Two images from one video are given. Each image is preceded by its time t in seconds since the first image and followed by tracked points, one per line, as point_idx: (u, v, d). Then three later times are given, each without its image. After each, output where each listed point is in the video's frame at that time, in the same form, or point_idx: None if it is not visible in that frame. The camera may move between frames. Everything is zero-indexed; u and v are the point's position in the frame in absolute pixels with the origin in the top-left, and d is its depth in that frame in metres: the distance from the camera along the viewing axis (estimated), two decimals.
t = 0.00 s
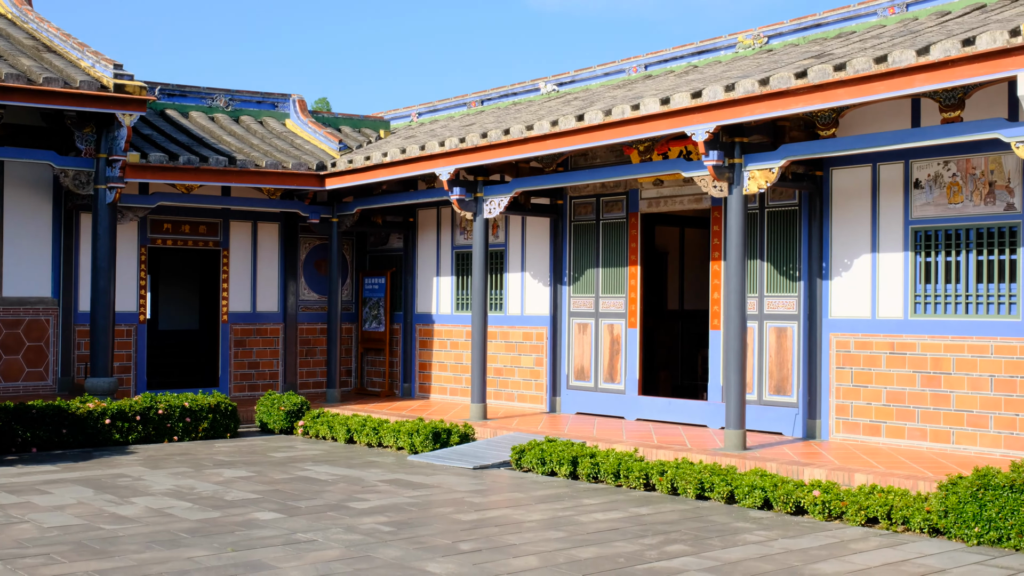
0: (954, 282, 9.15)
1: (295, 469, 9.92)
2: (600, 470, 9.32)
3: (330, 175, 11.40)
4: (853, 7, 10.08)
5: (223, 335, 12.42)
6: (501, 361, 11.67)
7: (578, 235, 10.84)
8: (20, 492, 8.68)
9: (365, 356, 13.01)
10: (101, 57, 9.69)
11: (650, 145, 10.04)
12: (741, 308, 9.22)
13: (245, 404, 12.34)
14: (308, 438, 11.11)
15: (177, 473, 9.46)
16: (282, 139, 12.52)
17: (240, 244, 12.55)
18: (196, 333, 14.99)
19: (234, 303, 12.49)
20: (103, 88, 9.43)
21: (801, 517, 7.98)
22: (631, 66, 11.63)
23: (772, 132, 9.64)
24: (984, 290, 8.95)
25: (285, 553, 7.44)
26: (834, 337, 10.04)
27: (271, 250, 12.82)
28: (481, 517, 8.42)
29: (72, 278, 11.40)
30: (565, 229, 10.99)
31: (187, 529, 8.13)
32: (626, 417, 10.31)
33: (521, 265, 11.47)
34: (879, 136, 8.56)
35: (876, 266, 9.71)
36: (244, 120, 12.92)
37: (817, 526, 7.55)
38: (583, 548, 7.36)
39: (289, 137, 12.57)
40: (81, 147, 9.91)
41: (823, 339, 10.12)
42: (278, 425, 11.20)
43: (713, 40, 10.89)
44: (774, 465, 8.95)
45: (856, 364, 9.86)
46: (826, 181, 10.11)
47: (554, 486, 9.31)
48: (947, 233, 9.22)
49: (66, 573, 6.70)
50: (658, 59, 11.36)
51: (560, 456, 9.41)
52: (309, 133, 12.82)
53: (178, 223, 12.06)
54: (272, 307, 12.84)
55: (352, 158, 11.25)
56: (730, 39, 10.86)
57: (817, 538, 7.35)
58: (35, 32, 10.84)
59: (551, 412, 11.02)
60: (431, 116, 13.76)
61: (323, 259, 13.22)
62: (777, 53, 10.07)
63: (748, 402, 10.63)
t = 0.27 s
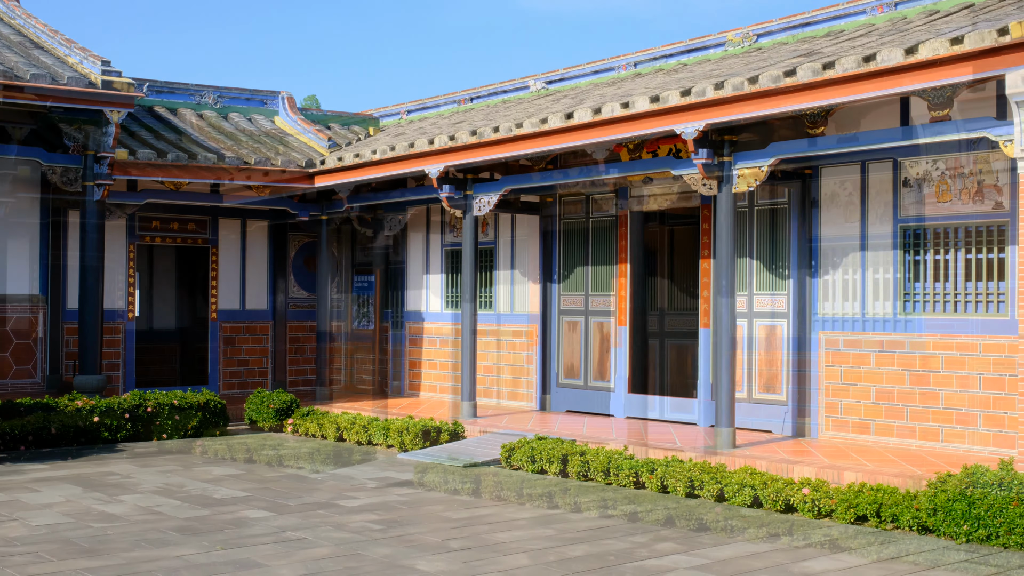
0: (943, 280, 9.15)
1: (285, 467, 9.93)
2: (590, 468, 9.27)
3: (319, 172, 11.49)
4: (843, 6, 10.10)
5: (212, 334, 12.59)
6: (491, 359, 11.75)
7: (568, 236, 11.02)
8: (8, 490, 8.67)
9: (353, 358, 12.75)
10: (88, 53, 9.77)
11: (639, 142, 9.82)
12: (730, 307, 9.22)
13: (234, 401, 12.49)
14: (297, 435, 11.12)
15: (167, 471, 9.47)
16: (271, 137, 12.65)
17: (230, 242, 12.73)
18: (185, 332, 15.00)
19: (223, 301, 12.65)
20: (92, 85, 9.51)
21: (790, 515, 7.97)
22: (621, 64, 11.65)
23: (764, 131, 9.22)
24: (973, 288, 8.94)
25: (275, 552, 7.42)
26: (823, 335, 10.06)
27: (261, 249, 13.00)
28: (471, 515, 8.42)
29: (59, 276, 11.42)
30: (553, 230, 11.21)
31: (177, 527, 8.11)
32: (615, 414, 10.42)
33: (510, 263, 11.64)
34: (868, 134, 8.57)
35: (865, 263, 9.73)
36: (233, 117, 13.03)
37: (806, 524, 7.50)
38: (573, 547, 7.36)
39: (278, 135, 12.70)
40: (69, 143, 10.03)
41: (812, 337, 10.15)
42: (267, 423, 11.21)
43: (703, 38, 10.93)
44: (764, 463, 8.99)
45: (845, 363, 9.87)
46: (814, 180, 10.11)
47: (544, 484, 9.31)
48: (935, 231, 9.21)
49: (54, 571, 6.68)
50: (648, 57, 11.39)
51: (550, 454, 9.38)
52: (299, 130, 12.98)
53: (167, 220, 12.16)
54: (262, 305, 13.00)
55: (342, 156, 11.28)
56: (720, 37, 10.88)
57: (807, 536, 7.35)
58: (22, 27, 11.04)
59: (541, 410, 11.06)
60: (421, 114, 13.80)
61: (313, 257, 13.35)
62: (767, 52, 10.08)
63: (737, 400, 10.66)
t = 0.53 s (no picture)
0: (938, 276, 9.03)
1: (286, 474, 10.11)
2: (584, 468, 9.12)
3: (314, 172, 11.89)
4: (839, 7, 10.10)
5: (208, 331, 13.68)
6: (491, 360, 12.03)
7: (565, 236, 11.24)
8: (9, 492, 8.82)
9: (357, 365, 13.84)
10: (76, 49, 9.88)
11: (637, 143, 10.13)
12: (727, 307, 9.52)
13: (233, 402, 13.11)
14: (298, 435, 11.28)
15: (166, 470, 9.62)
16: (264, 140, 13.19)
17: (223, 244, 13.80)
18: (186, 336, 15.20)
19: (217, 300, 13.74)
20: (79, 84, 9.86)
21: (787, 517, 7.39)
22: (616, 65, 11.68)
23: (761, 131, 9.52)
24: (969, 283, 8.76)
25: (268, 552, 7.32)
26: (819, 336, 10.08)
27: (253, 252, 14.02)
28: (468, 515, 8.42)
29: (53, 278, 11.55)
30: (548, 233, 11.45)
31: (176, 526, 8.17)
32: (611, 413, 10.69)
33: (506, 262, 11.90)
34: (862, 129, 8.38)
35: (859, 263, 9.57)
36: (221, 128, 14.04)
37: (813, 524, 7.03)
38: (570, 545, 7.32)
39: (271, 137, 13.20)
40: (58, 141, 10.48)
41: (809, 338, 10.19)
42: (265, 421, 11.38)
43: (697, 40, 11.01)
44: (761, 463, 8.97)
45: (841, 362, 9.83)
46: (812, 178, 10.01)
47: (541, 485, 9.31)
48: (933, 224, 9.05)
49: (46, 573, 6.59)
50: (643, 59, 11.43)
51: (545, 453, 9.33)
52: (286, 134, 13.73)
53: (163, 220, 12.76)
54: (255, 304, 14.02)
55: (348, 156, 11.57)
56: (715, 39, 10.93)
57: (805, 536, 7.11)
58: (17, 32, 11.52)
59: (538, 409, 11.37)
60: (418, 114, 13.98)
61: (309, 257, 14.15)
62: (761, 54, 10.08)
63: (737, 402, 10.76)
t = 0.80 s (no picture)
0: (908, 295, 9.13)
1: (248, 483, 9.87)
2: (556, 483, 9.21)
3: (280, 185, 11.77)
4: (804, 21, 10.19)
5: (174, 349, 12.66)
6: (455, 375, 11.73)
7: (532, 248, 10.95)
8: None
9: (318, 369, 13.43)
10: (49, 67, 9.99)
11: (603, 156, 10.10)
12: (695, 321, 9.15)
13: (196, 416, 12.60)
14: (261, 451, 11.13)
15: (129, 486, 9.43)
16: (233, 151, 12.80)
17: (192, 256, 12.79)
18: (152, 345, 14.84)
19: (185, 315, 12.71)
20: (52, 98, 9.69)
21: (758, 531, 7.83)
22: (582, 79, 11.75)
23: (725, 145, 9.52)
24: (940, 303, 8.92)
25: (237, 568, 7.16)
26: (789, 350, 10.00)
27: (222, 264, 13.05)
28: (435, 531, 8.25)
29: (21, 292, 11.45)
30: (516, 247, 11.11)
31: (138, 544, 7.90)
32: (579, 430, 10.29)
33: (474, 277, 11.59)
34: (831, 149, 8.56)
35: (830, 279, 9.69)
36: (194, 129, 13.19)
37: (798, 555, 7.07)
38: (538, 563, 7.13)
39: (240, 149, 12.83)
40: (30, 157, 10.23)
41: (778, 352, 10.09)
42: (230, 437, 11.26)
43: (664, 53, 11.02)
44: (730, 479, 8.83)
45: (811, 378, 9.82)
46: (779, 195, 10.11)
47: (508, 500, 9.19)
48: (901, 245, 9.22)
49: None
50: (610, 71, 11.46)
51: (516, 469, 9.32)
52: (261, 144, 13.12)
53: (128, 234, 12.30)
54: (223, 319, 13.03)
55: (304, 169, 11.49)
56: (680, 52, 10.97)
57: (775, 552, 7.13)
58: None
59: (504, 425, 11.06)
60: (383, 128, 14.03)
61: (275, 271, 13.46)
62: (730, 66, 10.13)
63: (703, 416, 10.59)
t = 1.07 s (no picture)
0: (943, 294, 9.04)
1: (280, 481, 9.88)
2: (587, 483, 9.12)
3: (311, 185, 11.83)
4: (836, 18, 10.12)
5: (207, 346, 12.77)
6: (486, 373, 11.77)
7: (561, 247, 10.96)
8: (3, 502, 8.59)
9: (348, 369, 13.49)
10: (84, 67, 10.05)
11: (633, 155, 10.06)
12: (727, 318, 9.08)
13: (228, 413, 12.70)
14: (292, 449, 11.16)
15: (161, 484, 9.45)
16: (264, 151, 12.89)
17: (224, 255, 12.88)
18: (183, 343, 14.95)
19: (217, 313, 12.81)
20: (86, 98, 9.79)
21: (791, 532, 7.71)
22: (614, 78, 11.78)
23: (757, 143, 9.45)
24: (975, 302, 8.82)
25: (269, 565, 7.09)
26: (822, 349, 9.93)
27: (254, 262, 13.15)
28: (468, 530, 8.16)
29: (56, 291, 11.67)
30: (547, 247, 11.11)
31: (171, 541, 7.82)
32: (610, 429, 10.29)
33: (504, 276, 11.60)
34: (864, 146, 8.47)
35: (863, 278, 9.61)
36: (227, 130, 13.30)
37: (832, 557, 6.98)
38: (570, 563, 7.04)
39: (272, 149, 12.92)
40: (65, 156, 10.30)
41: (811, 352, 10.02)
42: (262, 435, 11.31)
43: (695, 52, 11.00)
44: (763, 479, 8.73)
45: (844, 378, 9.74)
46: (812, 193, 10.04)
47: (540, 498, 9.13)
48: (935, 244, 9.13)
49: None
50: (640, 69, 11.47)
51: (546, 468, 9.26)
52: (292, 143, 13.22)
53: (162, 233, 12.40)
54: (256, 317, 13.14)
55: (336, 168, 11.57)
56: (712, 50, 10.96)
57: (808, 553, 7.04)
58: (21, 42, 11.50)
59: (535, 424, 11.05)
60: (414, 128, 14.10)
61: (306, 270, 13.53)
62: (761, 64, 10.08)
63: (734, 415, 10.51)
